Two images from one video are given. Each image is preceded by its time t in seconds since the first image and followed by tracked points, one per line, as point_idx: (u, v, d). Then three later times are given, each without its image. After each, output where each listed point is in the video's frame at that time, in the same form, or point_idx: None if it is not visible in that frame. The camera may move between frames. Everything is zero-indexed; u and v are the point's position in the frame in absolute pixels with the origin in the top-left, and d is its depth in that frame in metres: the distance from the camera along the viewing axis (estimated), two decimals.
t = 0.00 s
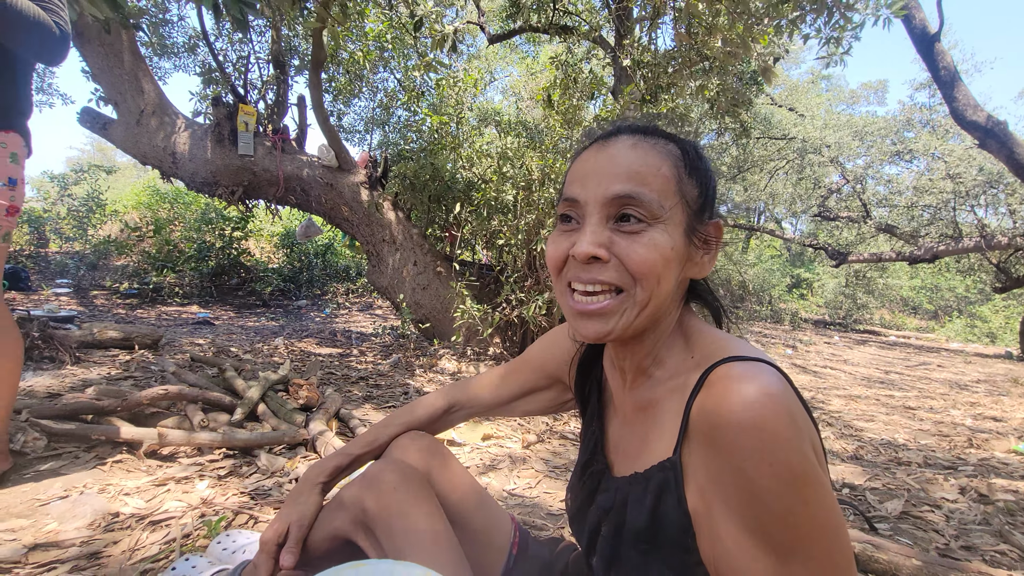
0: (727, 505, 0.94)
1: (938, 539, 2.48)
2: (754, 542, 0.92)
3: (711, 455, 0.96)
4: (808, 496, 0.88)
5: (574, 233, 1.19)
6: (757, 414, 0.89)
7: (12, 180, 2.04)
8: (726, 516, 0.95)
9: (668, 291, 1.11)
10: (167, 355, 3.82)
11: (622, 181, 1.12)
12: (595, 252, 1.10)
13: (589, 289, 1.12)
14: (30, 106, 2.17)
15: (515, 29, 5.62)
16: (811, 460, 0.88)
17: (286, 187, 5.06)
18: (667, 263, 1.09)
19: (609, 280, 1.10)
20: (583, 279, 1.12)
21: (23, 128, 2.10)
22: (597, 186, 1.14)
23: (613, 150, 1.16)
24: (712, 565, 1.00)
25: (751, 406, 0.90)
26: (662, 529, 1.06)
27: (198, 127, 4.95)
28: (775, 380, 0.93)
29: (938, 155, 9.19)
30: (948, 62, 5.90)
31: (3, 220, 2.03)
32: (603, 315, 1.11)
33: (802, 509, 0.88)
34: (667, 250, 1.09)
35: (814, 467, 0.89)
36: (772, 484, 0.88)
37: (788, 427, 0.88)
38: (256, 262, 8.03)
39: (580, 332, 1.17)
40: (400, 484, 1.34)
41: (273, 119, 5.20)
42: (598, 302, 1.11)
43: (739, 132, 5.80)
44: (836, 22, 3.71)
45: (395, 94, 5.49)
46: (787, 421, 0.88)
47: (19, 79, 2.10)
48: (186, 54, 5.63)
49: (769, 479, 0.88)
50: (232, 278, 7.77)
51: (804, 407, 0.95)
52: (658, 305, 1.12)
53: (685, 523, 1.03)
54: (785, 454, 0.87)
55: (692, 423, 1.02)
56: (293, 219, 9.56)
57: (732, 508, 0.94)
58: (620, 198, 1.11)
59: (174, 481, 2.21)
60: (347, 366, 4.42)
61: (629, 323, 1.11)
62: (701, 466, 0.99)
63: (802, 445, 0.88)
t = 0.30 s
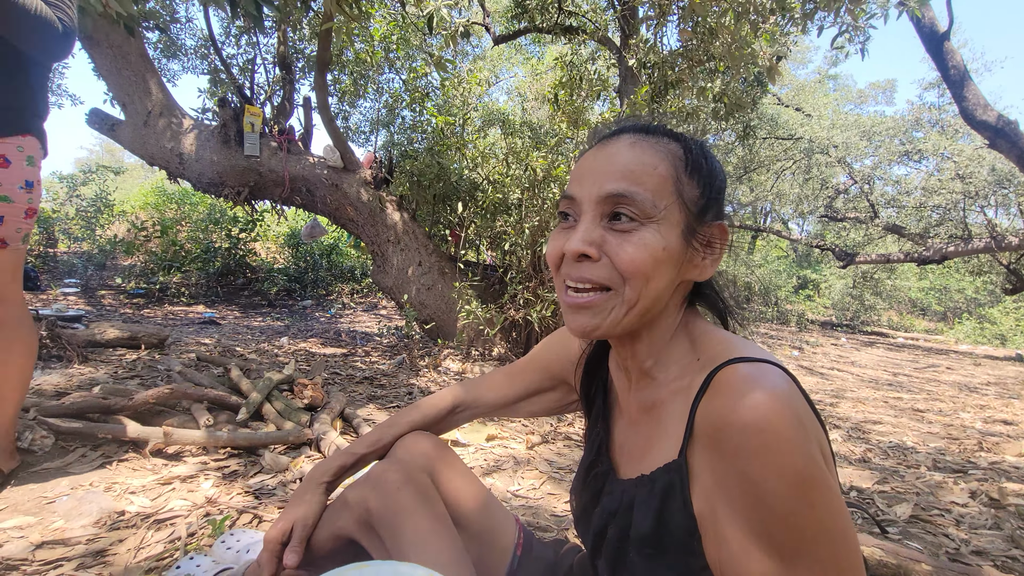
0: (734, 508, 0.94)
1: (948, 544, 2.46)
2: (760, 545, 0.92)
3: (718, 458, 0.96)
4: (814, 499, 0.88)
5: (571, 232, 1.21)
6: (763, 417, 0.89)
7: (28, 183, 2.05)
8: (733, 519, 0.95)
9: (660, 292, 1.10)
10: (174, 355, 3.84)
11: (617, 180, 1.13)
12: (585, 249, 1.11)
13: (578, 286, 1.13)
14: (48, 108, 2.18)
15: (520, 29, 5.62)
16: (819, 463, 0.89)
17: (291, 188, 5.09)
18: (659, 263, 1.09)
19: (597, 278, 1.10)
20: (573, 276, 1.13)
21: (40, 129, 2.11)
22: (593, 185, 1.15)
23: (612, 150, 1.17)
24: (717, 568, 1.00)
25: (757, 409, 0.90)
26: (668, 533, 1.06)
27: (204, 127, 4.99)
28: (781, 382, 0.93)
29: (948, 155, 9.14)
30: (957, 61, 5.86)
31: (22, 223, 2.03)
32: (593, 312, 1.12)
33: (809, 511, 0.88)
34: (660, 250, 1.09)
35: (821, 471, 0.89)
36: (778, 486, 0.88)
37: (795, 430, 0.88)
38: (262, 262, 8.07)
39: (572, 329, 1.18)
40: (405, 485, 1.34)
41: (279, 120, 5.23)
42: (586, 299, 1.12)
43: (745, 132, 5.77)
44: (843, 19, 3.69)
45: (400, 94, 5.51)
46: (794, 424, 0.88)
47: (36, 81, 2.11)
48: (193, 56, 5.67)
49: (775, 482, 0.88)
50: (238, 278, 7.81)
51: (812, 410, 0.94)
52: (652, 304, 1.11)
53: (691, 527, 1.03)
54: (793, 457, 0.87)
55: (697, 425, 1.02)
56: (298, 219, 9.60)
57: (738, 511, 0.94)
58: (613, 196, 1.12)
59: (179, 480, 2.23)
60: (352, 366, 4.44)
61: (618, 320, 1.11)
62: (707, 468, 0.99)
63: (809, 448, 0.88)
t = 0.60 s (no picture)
0: (736, 506, 0.95)
1: (953, 547, 2.46)
2: (761, 542, 0.93)
3: (720, 455, 0.97)
4: (817, 497, 0.89)
5: (591, 229, 1.20)
6: (766, 414, 0.90)
7: (38, 184, 2.05)
8: (735, 517, 0.96)
9: (679, 293, 1.11)
10: (180, 355, 3.87)
11: (644, 180, 1.13)
12: (611, 248, 1.10)
13: (600, 285, 1.13)
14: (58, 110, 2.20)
15: (525, 31, 5.64)
16: (821, 460, 0.89)
17: (296, 189, 5.11)
18: (682, 264, 1.10)
19: (621, 277, 1.10)
20: (596, 274, 1.13)
21: (51, 131, 2.12)
22: (619, 184, 1.15)
23: (637, 149, 1.18)
24: (719, 566, 1.01)
25: (759, 407, 0.91)
26: (670, 531, 1.06)
27: (210, 129, 5.02)
28: (783, 379, 0.93)
29: (954, 156, 9.12)
30: (963, 62, 5.85)
31: (32, 224, 2.04)
32: (613, 311, 1.11)
33: (810, 508, 0.89)
34: (684, 252, 1.10)
35: (824, 469, 0.90)
36: (781, 485, 0.89)
37: (798, 428, 0.89)
38: (266, 263, 8.12)
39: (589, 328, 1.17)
40: (409, 484, 1.36)
41: (285, 121, 5.26)
42: (609, 298, 1.11)
43: (750, 133, 5.78)
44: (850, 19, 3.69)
45: (405, 96, 5.53)
46: (796, 421, 0.89)
47: (46, 84, 2.12)
48: (200, 58, 5.71)
49: (779, 481, 0.89)
50: (242, 279, 7.84)
51: (814, 408, 0.95)
52: (671, 305, 1.12)
53: (693, 525, 1.03)
54: (794, 454, 0.88)
55: (700, 423, 1.02)
56: (303, 220, 9.64)
57: (741, 510, 0.95)
58: (640, 196, 1.13)
59: (186, 479, 2.25)
60: (357, 366, 4.46)
61: (636, 318, 1.11)
62: (709, 466, 1.00)
63: (812, 447, 0.89)
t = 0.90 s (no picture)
0: (750, 503, 0.95)
1: (959, 550, 2.45)
2: (774, 538, 0.93)
3: (732, 451, 0.97)
4: (831, 492, 0.89)
5: (614, 228, 1.19)
6: (779, 411, 0.90)
7: (35, 184, 2.04)
8: (748, 514, 0.96)
9: (702, 297, 1.13)
10: (183, 354, 3.88)
11: (673, 181, 1.13)
12: (639, 251, 1.10)
13: (626, 287, 1.12)
14: (60, 111, 2.21)
15: (528, 32, 5.65)
16: (834, 456, 0.90)
17: (300, 190, 5.12)
18: (706, 269, 1.11)
19: (649, 280, 1.10)
20: (622, 276, 1.12)
21: (51, 131, 2.12)
22: (647, 183, 1.14)
23: (664, 148, 1.16)
24: (732, 564, 1.00)
25: (772, 403, 0.91)
26: (679, 530, 1.05)
27: (214, 129, 5.03)
28: (795, 376, 0.94)
29: (959, 157, 9.07)
30: (969, 63, 5.83)
31: (27, 223, 2.03)
32: (638, 314, 1.12)
33: (824, 504, 0.89)
34: (709, 256, 1.11)
35: (836, 464, 0.90)
36: (795, 480, 0.89)
37: (810, 423, 0.89)
38: (270, 263, 8.14)
39: (611, 329, 1.17)
40: (411, 483, 1.36)
41: (289, 121, 5.27)
42: (635, 301, 1.11)
43: (754, 134, 5.78)
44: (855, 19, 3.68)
45: (408, 97, 5.54)
46: (810, 417, 0.89)
47: (45, 83, 2.11)
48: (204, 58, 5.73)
49: (792, 477, 0.89)
50: (246, 279, 7.87)
51: (823, 404, 0.96)
52: (692, 309, 1.13)
53: (703, 523, 1.03)
54: (809, 449, 0.88)
55: (711, 420, 1.02)
56: (306, 221, 9.67)
57: (755, 506, 0.95)
58: (669, 198, 1.12)
59: (189, 478, 2.25)
60: (359, 366, 4.46)
61: (664, 326, 1.12)
62: (721, 463, 1.00)
63: (825, 442, 0.90)
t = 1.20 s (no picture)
0: (740, 500, 0.95)
1: (963, 553, 2.43)
2: (765, 536, 0.93)
3: (722, 448, 0.97)
4: (822, 487, 0.89)
5: (605, 226, 1.20)
6: (769, 407, 0.90)
7: (17, 181, 2.02)
8: (738, 512, 0.95)
9: (691, 296, 1.12)
10: (185, 354, 3.89)
11: (662, 180, 1.12)
12: (625, 248, 1.11)
13: (612, 283, 1.14)
14: (55, 111, 2.22)
15: (530, 32, 5.65)
16: (825, 452, 0.90)
17: (302, 189, 5.13)
18: (694, 268, 1.10)
19: (635, 278, 1.11)
20: (608, 273, 1.14)
21: (36, 128, 2.09)
22: (636, 182, 1.14)
23: (657, 147, 1.16)
24: (722, 563, 1.00)
25: (762, 399, 0.91)
26: (670, 528, 1.05)
27: (216, 129, 5.04)
28: (786, 373, 0.93)
29: (963, 158, 9.03)
30: (973, 63, 5.81)
31: (9, 221, 2.00)
32: (622, 310, 1.13)
33: (815, 500, 0.89)
34: (698, 256, 1.10)
35: (827, 460, 0.90)
36: (785, 475, 0.89)
37: (801, 419, 0.89)
38: (272, 263, 8.16)
39: (599, 324, 1.18)
40: (405, 486, 1.35)
41: (291, 122, 5.28)
42: (621, 298, 1.12)
43: (757, 134, 5.76)
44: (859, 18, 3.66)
45: (410, 97, 5.55)
46: (801, 412, 0.89)
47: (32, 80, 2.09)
48: (206, 58, 5.74)
49: (783, 474, 0.89)
50: (248, 279, 7.88)
51: (815, 402, 0.95)
52: (682, 307, 1.13)
53: (694, 522, 1.02)
54: (799, 446, 0.88)
55: (701, 417, 1.02)
56: (309, 221, 9.69)
57: (745, 504, 0.94)
58: (657, 197, 1.12)
59: (189, 478, 2.26)
60: (361, 366, 4.47)
61: (649, 323, 1.12)
62: (712, 460, 0.99)
63: (816, 438, 0.89)
